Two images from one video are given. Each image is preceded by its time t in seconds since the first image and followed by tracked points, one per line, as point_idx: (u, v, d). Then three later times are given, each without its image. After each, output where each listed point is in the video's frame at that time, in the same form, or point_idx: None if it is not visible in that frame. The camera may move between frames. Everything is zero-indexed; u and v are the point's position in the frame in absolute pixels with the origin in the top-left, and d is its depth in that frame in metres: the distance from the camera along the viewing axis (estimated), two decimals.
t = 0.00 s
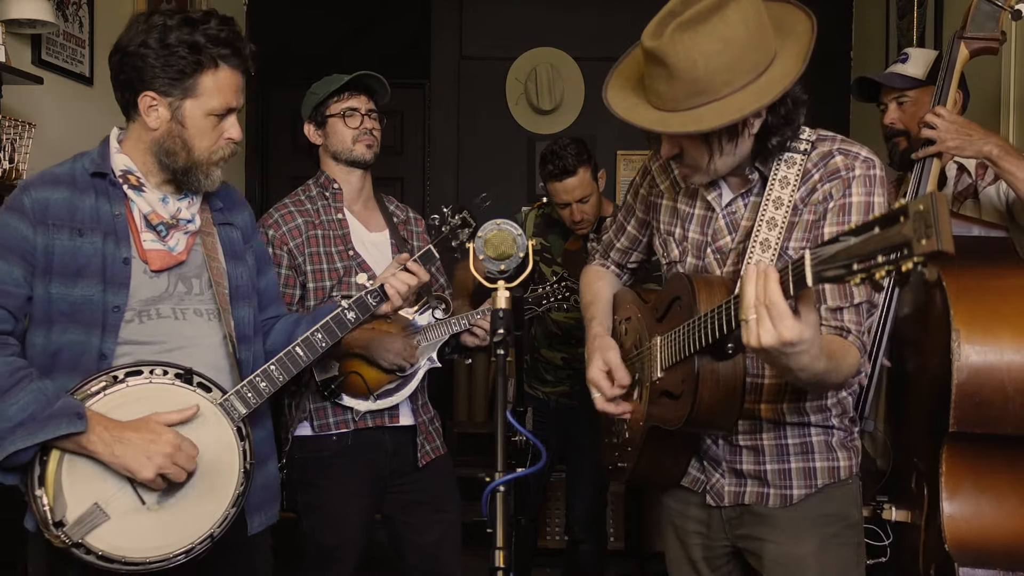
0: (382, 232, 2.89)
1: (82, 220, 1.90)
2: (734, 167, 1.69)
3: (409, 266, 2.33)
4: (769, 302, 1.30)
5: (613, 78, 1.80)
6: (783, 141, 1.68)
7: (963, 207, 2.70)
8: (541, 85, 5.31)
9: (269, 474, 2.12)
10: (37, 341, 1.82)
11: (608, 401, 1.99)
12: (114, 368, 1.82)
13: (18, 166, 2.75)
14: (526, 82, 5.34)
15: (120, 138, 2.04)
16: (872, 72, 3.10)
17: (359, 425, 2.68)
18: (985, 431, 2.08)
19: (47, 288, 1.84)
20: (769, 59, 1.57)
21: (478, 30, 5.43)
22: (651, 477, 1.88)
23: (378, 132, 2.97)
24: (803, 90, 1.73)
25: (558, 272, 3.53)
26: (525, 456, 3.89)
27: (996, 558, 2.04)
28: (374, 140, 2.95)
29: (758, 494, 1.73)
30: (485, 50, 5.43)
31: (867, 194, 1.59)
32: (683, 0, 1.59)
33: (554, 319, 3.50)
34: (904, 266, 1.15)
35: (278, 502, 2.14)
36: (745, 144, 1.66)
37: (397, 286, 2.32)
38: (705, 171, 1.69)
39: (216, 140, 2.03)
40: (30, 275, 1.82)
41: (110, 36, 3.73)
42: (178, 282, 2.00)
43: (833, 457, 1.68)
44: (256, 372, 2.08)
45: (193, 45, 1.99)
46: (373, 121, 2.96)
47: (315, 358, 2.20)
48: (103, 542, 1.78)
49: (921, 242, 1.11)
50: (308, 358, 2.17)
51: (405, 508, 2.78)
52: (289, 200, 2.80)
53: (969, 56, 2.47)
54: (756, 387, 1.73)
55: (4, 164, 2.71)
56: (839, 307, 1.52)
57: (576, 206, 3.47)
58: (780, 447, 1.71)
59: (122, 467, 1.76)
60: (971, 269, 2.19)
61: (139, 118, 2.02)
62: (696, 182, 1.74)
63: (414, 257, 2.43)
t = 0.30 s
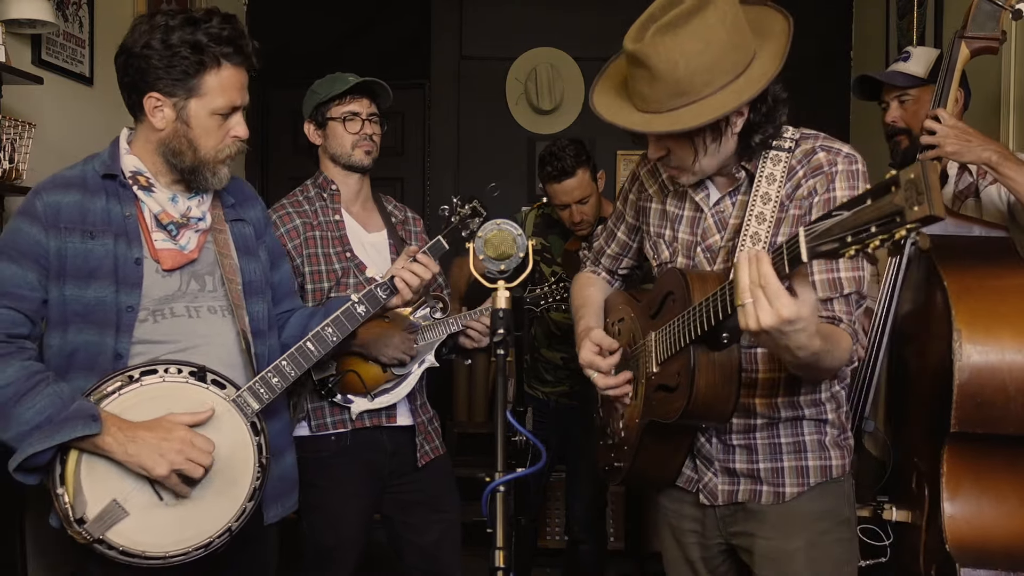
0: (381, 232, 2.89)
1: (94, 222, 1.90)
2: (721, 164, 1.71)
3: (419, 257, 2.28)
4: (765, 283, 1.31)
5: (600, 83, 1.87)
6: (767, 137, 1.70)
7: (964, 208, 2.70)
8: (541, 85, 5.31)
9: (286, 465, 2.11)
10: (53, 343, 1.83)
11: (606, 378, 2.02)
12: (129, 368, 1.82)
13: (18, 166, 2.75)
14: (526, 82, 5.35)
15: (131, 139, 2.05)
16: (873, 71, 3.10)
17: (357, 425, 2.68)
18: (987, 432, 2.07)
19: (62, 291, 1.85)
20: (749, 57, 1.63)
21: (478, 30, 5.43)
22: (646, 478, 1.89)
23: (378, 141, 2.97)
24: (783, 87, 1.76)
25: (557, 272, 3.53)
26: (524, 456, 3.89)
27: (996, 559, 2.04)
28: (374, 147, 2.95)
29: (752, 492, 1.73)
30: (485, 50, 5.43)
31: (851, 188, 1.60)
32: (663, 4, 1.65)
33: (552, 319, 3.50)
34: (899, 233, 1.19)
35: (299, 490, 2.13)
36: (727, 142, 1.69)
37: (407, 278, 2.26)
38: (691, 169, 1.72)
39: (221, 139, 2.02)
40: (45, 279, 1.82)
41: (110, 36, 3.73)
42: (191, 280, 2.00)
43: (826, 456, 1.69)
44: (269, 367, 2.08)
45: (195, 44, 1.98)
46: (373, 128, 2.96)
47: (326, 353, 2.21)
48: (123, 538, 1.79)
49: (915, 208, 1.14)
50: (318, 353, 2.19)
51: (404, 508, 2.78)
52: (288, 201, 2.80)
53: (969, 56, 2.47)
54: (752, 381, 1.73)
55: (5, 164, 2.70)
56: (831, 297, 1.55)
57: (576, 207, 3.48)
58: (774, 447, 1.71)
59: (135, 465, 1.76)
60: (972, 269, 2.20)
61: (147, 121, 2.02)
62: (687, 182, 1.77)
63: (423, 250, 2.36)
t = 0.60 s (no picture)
0: (380, 232, 2.90)
1: (99, 227, 1.90)
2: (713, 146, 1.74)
3: (423, 257, 2.23)
4: (761, 247, 1.33)
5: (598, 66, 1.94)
6: (759, 119, 1.74)
7: (961, 207, 2.70)
8: (541, 85, 5.28)
9: (294, 466, 2.10)
10: (61, 347, 1.84)
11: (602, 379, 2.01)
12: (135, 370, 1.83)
13: (19, 167, 2.75)
14: (525, 82, 5.33)
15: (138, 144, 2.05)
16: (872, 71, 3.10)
17: (356, 425, 2.67)
18: (988, 433, 2.08)
19: (69, 296, 1.85)
20: (742, 43, 1.69)
21: (479, 31, 5.44)
22: (646, 479, 1.88)
23: (376, 135, 2.97)
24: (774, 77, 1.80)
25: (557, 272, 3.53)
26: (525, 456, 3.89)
27: (995, 558, 2.05)
28: (372, 142, 2.95)
29: (747, 484, 1.73)
30: (485, 50, 5.43)
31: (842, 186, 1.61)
32: None
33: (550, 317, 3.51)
34: (897, 186, 1.21)
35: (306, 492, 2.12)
36: (721, 124, 1.73)
37: (412, 279, 2.21)
38: (685, 155, 1.74)
39: (230, 148, 2.02)
40: (51, 284, 1.84)
41: (110, 35, 3.73)
42: (198, 283, 1.99)
43: (820, 448, 1.70)
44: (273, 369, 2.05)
45: (207, 57, 1.98)
46: (370, 123, 2.96)
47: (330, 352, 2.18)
48: (130, 537, 1.80)
49: (911, 159, 1.17)
50: (322, 352, 2.16)
51: (404, 507, 2.78)
52: (288, 201, 2.80)
53: (967, 56, 2.47)
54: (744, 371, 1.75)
55: (5, 164, 2.71)
56: (825, 281, 1.58)
57: (576, 208, 3.49)
58: (769, 439, 1.72)
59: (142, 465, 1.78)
60: (974, 269, 2.19)
61: (156, 128, 2.03)
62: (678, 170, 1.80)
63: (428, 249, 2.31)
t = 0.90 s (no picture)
0: (379, 232, 2.90)
1: (96, 221, 1.91)
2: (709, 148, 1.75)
3: (421, 255, 2.21)
4: (757, 239, 1.33)
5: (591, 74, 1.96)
6: (752, 118, 1.75)
7: (960, 208, 2.68)
8: (541, 85, 5.27)
9: (288, 467, 2.10)
10: (56, 343, 1.84)
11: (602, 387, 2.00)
12: (129, 367, 1.83)
13: (19, 167, 2.75)
14: (525, 82, 5.32)
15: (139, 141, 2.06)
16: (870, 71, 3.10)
17: (356, 425, 2.67)
18: (982, 432, 2.08)
19: (65, 290, 1.86)
20: (730, 44, 1.71)
21: (479, 30, 5.44)
22: (647, 480, 1.87)
23: (376, 140, 2.97)
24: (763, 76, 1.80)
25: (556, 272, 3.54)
26: (525, 456, 3.89)
27: (993, 557, 2.05)
28: (372, 148, 2.95)
29: (747, 481, 1.74)
30: (486, 50, 5.44)
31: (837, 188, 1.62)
32: None
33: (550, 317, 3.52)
34: (890, 174, 1.24)
35: (298, 494, 2.13)
36: (715, 125, 1.73)
37: (408, 276, 2.19)
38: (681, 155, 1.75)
39: (229, 142, 2.03)
40: (48, 277, 1.84)
41: (110, 35, 3.73)
42: (195, 280, 1.99)
43: (819, 445, 1.69)
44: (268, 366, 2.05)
45: (204, 48, 1.99)
46: (370, 127, 2.96)
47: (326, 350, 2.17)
48: (121, 535, 1.80)
49: (904, 145, 1.20)
50: (317, 349, 2.15)
51: (403, 507, 2.79)
52: (286, 202, 2.80)
53: (963, 56, 2.47)
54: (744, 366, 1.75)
55: (5, 165, 2.71)
56: (823, 278, 1.58)
57: (576, 209, 3.50)
58: (768, 437, 1.72)
59: (133, 461, 1.77)
60: (970, 268, 2.19)
61: (156, 125, 2.03)
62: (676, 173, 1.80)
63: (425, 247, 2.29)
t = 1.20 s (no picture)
0: (379, 232, 2.91)
1: (89, 212, 1.91)
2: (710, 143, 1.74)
3: (411, 268, 2.25)
4: (740, 233, 1.34)
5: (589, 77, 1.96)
6: (754, 111, 1.75)
7: (961, 209, 2.68)
8: (541, 85, 5.27)
9: (263, 476, 2.10)
10: (37, 332, 1.83)
11: (605, 379, 2.00)
12: (111, 365, 1.82)
13: (19, 167, 2.75)
14: (526, 82, 5.31)
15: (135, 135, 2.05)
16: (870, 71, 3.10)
17: (356, 425, 2.68)
18: (978, 433, 2.08)
19: (50, 280, 1.85)
20: (727, 39, 1.71)
21: (479, 30, 5.44)
22: (648, 480, 1.88)
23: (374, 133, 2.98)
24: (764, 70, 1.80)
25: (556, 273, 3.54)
26: (525, 456, 3.89)
27: (990, 557, 2.03)
28: (371, 140, 2.96)
29: (746, 489, 1.74)
30: (486, 50, 5.44)
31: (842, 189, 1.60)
32: None
33: (551, 318, 3.52)
34: (871, 162, 1.24)
35: (272, 504, 2.12)
36: (716, 119, 1.73)
37: (399, 289, 2.23)
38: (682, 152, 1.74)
39: (223, 138, 2.02)
40: (35, 265, 1.83)
41: (111, 36, 3.74)
42: (183, 279, 1.99)
43: (821, 454, 1.68)
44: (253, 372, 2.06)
45: (204, 40, 1.99)
46: (369, 122, 2.97)
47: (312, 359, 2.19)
48: (92, 538, 1.78)
49: (884, 134, 1.21)
50: (304, 360, 2.16)
51: (402, 507, 2.79)
52: (286, 201, 2.80)
53: (961, 55, 2.46)
54: (744, 364, 1.76)
55: (5, 165, 2.71)
56: (824, 276, 1.56)
57: (574, 209, 3.51)
58: (769, 444, 1.72)
59: (113, 462, 1.77)
60: (967, 267, 2.19)
61: (150, 114, 2.03)
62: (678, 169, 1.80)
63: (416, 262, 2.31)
